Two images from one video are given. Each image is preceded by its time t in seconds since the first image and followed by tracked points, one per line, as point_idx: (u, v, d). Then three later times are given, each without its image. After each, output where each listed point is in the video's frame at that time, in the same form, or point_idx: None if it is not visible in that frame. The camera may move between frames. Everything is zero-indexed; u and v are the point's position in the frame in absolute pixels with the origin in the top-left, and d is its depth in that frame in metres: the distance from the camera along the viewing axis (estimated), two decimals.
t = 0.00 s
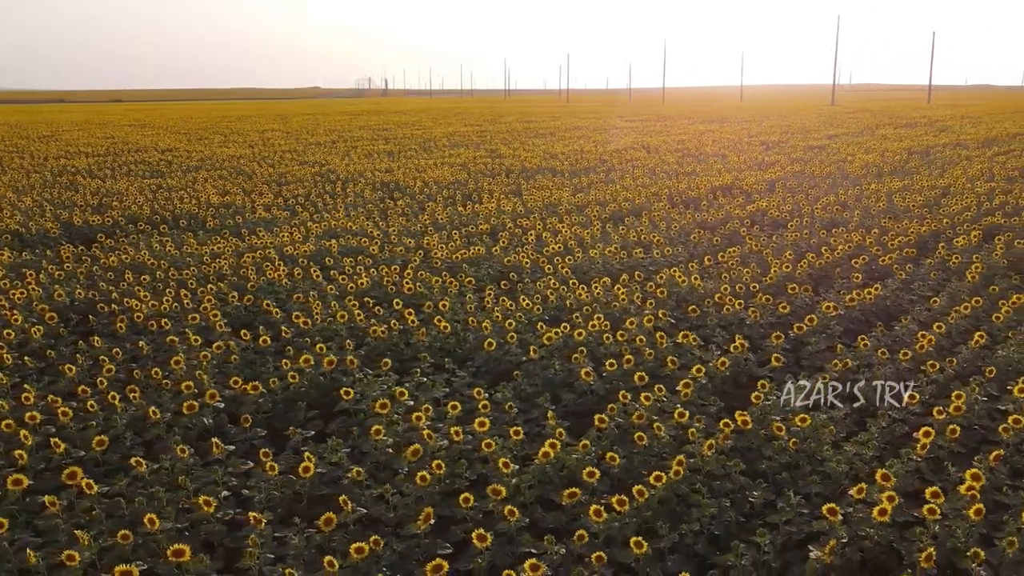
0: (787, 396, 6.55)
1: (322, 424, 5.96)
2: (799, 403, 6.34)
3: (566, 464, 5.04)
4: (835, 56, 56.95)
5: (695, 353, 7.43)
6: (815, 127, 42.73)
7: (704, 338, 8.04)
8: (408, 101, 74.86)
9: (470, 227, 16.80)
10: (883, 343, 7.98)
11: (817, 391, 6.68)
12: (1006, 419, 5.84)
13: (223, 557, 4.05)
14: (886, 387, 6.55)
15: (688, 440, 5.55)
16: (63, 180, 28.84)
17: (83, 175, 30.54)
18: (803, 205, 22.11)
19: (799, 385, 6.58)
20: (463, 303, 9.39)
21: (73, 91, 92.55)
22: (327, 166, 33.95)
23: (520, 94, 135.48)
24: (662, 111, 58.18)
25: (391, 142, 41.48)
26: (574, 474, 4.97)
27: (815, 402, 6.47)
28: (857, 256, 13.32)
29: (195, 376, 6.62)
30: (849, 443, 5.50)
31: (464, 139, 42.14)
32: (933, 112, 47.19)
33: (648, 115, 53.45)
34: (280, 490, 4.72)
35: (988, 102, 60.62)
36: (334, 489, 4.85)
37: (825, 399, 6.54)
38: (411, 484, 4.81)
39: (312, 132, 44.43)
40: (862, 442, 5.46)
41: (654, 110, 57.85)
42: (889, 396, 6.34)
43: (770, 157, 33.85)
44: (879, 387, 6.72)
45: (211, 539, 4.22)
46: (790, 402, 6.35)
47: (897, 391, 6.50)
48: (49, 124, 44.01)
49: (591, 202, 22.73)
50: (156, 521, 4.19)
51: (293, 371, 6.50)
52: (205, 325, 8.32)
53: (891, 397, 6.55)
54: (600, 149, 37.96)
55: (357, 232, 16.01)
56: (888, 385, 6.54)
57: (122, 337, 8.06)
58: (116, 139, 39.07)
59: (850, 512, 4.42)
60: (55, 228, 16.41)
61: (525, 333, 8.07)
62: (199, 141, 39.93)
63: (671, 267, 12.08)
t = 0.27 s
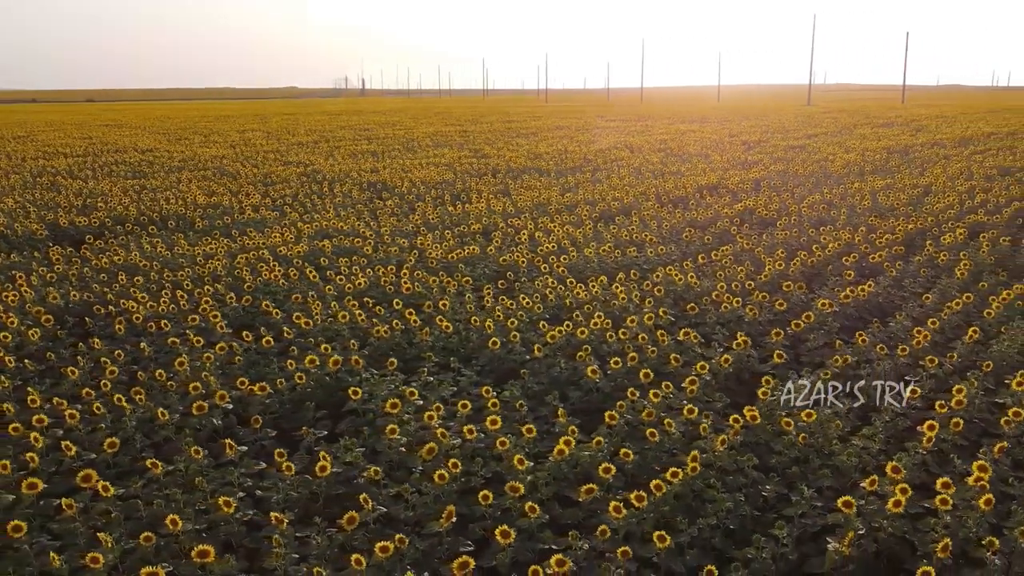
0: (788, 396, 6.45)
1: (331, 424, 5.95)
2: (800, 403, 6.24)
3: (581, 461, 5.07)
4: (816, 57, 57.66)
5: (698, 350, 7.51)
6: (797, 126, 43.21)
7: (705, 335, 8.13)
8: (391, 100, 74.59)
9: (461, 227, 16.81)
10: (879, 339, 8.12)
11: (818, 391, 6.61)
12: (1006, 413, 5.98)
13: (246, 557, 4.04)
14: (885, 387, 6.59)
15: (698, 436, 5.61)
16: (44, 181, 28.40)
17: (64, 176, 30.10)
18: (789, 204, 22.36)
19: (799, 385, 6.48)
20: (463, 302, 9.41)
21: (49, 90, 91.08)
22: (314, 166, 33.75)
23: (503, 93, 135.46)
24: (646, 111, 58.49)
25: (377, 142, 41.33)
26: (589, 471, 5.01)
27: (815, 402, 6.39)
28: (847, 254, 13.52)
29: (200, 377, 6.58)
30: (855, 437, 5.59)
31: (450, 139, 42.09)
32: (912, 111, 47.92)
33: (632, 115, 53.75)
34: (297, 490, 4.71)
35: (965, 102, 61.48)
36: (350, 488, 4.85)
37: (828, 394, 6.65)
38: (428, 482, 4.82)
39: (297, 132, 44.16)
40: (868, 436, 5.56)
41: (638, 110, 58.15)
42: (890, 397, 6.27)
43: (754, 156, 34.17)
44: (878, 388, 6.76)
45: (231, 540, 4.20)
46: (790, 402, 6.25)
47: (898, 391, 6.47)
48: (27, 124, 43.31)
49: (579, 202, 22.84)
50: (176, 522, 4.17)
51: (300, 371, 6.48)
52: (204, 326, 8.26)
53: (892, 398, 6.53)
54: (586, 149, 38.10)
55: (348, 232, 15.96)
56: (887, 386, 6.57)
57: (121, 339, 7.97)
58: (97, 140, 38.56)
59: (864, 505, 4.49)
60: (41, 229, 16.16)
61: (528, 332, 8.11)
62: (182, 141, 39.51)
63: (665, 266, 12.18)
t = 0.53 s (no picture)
0: (788, 397, 6.40)
1: (342, 424, 5.96)
2: (799, 403, 6.21)
3: (594, 458, 5.12)
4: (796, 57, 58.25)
5: (700, 348, 7.61)
6: (779, 125, 43.65)
7: (705, 332, 8.22)
8: (375, 100, 74.27)
9: (452, 226, 16.81)
10: (874, 336, 8.30)
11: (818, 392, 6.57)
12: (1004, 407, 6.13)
13: (269, 557, 4.04)
14: (886, 386, 6.58)
15: (706, 432, 5.69)
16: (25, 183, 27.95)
17: (45, 177, 29.66)
18: (775, 203, 22.59)
19: (798, 386, 6.44)
20: (462, 302, 9.43)
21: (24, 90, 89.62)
22: (299, 167, 33.54)
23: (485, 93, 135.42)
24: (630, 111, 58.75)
25: (363, 142, 41.13)
26: (603, 467, 5.05)
27: (815, 402, 6.36)
28: (836, 252, 13.71)
29: (206, 379, 6.55)
30: (861, 431, 5.69)
31: (435, 139, 42.00)
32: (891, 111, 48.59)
33: (616, 115, 54.00)
34: (314, 490, 4.71)
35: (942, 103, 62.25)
36: (367, 487, 4.85)
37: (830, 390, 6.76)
38: (445, 481, 4.83)
39: (281, 132, 43.85)
40: (873, 429, 5.66)
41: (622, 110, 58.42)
42: (891, 398, 6.24)
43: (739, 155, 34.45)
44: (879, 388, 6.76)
45: (252, 540, 4.20)
46: (790, 402, 6.22)
47: (899, 391, 6.45)
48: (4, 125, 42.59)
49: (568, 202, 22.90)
50: (196, 524, 4.15)
51: (307, 372, 6.47)
52: (204, 327, 8.22)
53: (893, 398, 6.51)
54: (572, 149, 38.20)
55: (340, 232, 15.90)
56: (889, 385, 6.55)
57: (119, 342, 7.89)
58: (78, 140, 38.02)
59: (875, 497, 4.59)
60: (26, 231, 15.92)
61: (531, 331, 8.15)
62: (164, 142, 39.06)
63: (659, 265, 12.28)
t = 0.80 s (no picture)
0: (788, 396, 6.38)
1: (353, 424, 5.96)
2: (800, 402, 6.19)
3: (610, 454, 5.18)
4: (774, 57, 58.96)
5: (702, 345, 7.71)
6: (760, 125, 44.15)
7: (705, 329, 8.33)
8: (355, 100, 73.83)
9: (443, 226, 16.82)
10: (870, 331, 8.46)
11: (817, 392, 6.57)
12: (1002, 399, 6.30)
13: (296, 556, 4.04)
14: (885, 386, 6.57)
15: (717, 427, 5.78)
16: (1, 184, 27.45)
17: (21, 178, 29.16)
18: (760, 201, 22.87)
19: (798, 385, 6.42)
20: (462, 301, 9.45)
21: None
22: (282, 167, 33.30)
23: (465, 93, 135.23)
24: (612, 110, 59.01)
25: (346, 142, 40.90)
26: (619, 462, 5.11)
27: (815, 402, 6.34)
28: (824, 249, 13.93)
29: (213, 380, 6.52)
30: (866, 423, 5.81)
31: (419, 139, 41.90)
32: (868, 110, 49.32)
33: (598, 115, 54.24)
34: (334, 488, 4.71)
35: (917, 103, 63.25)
36: (386, 485, 4.87)
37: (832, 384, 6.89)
38: (465, 478, 4.86)
39: (262, 132, 43.48)
40: (878, 421, 5.78)
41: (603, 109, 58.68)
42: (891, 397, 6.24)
43: (721, 154, 34.79)
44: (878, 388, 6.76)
45: (277, 539, 4.20)
46: (790, 401, 6.20)
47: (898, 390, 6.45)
48: None
49: (555, 202, 22.99)
50: (221, 524, 4.14)
51: (315, 372, 6.47)
52: (205, 328, 8.16)
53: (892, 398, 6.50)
54: (556, 148, 38.32)
55: (330, 233, 15.85)
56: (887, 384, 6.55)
57: (119, 344, 7.82)
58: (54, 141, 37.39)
59: (887, 487, 4.70)
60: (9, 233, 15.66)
61: (533, 330, 8.21)
62: (143, 142, 38.54)
63: (652, 264, 12.39)
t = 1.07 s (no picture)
0: (788, 396, 6.36)
1: (364, 423, 5.97)
2: (800, 402, 6.17)
3: (623, 449, 5.23)
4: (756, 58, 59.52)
5: (703, 341, 7.80)
6: (743, 124, 44.56)
7: (706, 325, 8.43)
8: (337, 100, 73.39)
9: (435, 226, 16.81)
10: (866, 327, 8.61)
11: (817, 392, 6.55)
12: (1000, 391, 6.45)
13: (320, 554, 4.05)
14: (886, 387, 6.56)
15: (725, 421, 5.86)
16: None
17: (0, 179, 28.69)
18: (746, 200, 23.08)
19: (799, 384, 6.41)
20: (462, 299, 9.47)
21: None
22: (267, 167, 33.05)
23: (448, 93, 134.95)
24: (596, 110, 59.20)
25: (331, 142, 40.67)
26: (633, 458, 5.16)
27: (815, 401, 6.32)
28: (814, 247, 14.12)
29: (220, 380, 6.50)
30: (870, 417, 5.91)
31: (404, 139, 41.78)
32: (848, 110, 49.92)
33: (583, 114, 54.41)
34: (352, 486, 4.73)
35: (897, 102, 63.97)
36: (403, 483, 4.89)
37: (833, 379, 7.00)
38: (482, 474, 4.89)
39: (245, 132, 43.13)
40: (882, 415, 5.89)
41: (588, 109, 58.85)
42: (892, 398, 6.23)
43: (706, 154, 35.06)
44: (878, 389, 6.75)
45: (299, 538, 4.20)
46: (791, 401, 6.17)
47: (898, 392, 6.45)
48: None
49: (544, 202, 23.06)
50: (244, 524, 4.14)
51: (323, 372, 6.46)
52: (206, 329, 8.12)
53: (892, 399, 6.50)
54: (542, 148, 38.39)
55: (322, 233, 15.78)
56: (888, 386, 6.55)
57: (120, 344, 7.75)
58: (34, 141, 36.82)
59: (897, 478, 4.79)
60: None
61: (535, 328, 8.25)
62: (124, 143, 38.06)
63: (646, 262, 12.49)
